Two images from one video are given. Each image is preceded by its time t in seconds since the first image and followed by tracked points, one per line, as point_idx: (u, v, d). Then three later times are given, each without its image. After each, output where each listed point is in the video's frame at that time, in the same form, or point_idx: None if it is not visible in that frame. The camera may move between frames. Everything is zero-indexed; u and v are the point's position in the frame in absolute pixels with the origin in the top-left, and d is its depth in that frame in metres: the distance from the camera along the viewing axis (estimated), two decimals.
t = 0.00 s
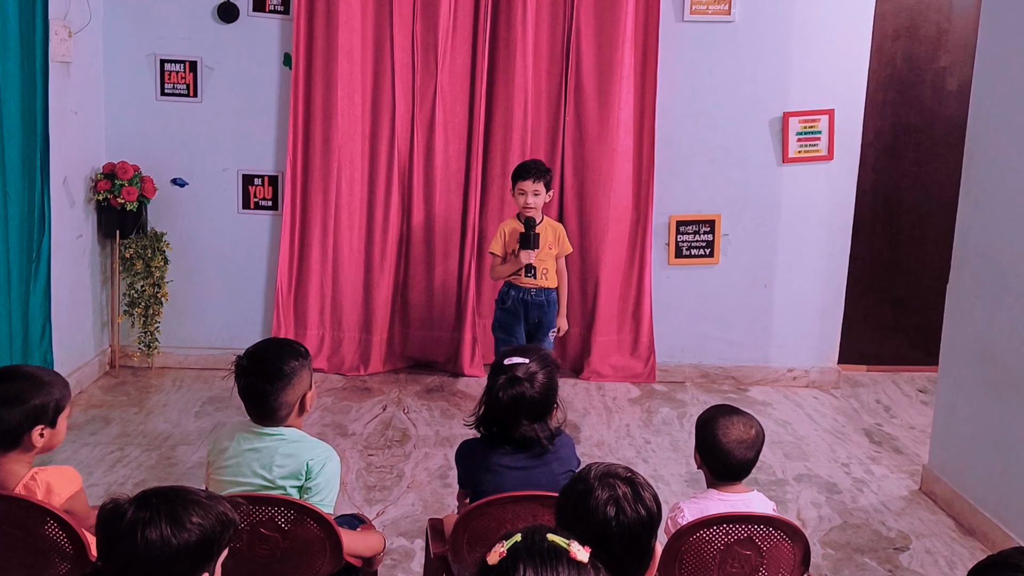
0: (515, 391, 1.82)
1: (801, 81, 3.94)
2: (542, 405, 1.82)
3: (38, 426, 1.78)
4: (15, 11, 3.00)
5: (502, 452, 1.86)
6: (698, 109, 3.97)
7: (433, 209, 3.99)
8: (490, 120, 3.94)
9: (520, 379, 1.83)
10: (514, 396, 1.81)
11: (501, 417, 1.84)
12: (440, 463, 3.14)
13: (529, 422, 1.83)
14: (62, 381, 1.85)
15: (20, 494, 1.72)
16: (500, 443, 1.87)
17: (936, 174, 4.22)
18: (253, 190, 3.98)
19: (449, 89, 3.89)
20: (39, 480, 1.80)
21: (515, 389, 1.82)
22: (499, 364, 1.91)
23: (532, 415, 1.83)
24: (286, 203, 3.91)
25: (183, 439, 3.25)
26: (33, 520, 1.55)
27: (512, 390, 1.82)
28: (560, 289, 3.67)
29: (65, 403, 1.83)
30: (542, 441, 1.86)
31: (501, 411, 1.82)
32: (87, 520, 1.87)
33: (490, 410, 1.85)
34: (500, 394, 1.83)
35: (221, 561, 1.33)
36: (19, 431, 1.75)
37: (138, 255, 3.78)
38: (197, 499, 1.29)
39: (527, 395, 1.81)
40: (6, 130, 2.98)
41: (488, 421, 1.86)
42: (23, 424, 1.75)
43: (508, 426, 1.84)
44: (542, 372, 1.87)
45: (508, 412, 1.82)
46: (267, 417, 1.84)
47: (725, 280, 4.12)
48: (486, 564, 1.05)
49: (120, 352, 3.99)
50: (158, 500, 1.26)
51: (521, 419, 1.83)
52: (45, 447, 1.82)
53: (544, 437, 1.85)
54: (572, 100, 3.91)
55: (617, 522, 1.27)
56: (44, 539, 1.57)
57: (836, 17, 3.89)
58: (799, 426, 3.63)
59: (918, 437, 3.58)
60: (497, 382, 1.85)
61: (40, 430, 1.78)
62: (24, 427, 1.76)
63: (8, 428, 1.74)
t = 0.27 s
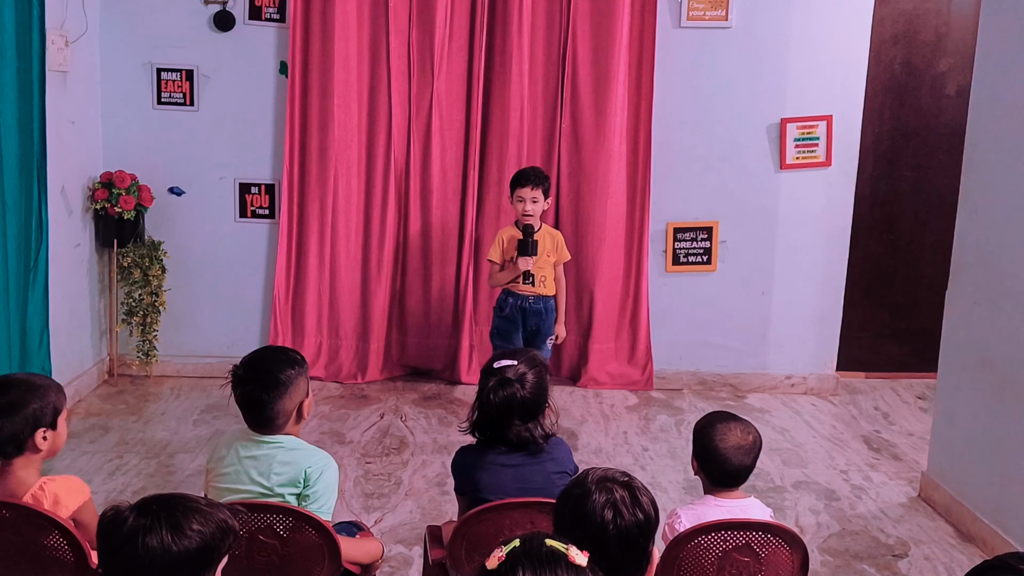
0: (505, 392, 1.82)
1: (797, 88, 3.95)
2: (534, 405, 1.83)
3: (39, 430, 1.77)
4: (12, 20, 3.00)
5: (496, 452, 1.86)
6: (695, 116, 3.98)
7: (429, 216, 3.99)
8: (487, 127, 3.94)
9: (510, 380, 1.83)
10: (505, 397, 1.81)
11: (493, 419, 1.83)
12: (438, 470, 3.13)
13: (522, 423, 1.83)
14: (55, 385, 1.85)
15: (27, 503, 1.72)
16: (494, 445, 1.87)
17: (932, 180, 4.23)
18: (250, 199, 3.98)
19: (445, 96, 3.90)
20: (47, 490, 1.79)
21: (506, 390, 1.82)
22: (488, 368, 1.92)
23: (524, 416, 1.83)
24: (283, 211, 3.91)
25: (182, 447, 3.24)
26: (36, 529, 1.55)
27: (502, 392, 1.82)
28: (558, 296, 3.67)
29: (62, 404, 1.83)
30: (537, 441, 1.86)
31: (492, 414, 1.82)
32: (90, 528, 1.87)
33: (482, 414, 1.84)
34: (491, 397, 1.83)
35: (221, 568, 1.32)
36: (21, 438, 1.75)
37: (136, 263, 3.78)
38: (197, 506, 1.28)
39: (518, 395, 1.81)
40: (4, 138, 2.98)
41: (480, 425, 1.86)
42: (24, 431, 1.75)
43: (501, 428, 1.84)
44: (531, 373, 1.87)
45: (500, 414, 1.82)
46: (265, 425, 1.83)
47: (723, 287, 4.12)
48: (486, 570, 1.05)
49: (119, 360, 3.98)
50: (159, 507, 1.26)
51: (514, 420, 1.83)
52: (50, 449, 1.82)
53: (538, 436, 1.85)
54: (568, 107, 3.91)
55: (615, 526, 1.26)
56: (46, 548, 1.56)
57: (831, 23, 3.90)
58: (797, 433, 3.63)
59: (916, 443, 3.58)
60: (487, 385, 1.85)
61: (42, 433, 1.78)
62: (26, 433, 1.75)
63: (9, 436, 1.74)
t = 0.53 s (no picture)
0: (510, 386, 1.83)
1: (796, 92, 3.96)
2: (537, 400, 1.84)
3: (46, 434, 1.78)
4: (14, 25, 3.02)
5: (496, 447, 1.86)
6: (694, 120, 3.99)
7: (429, 220, 4.00)
8: (487, 131, 3.95)
9: (516, 374, 1.85)
10: (510, 390, 1.83)
11: (497, 414, 1.84)
12: (439, 474, 3.13)
13: (524, 419, 1.85)
14: (59, 389, 1.86)
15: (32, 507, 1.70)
16: (494, 440, 1.87)
17: (932, 184, 4.24)
18: (250, 203, 3.99)
19: (445, 101, 3.91)
20: (53, 495, 1.78)
21: (512, 383, 1.84)
22: (493, 362, 1.93)
23: (527, 412, 1.84)
24: (284, 216, 3.92)
25: (184, 451, 3.25)
26: (39, 532, 1.55)
27: (507, 386, 1.84)
28: (558, 300, 3.67)
29: (68, 408, 1.84)
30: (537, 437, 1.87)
31: (496, 408, 1.84)
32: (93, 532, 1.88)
33: (486, 408, 1.86)
34: (495, 390, 1.84)
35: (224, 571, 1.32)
36: (29, 441, 1.75)
37: (137, 268, 3.79)
38: (200, 509, 1.29)
39: (522, 390, 1.83)
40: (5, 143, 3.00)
41: (482, 419, 1.87)
42: (32, 434, 1.76)
43: (504, 423, 1.85)
44: (536, 369, 1.89)
45: (504, 408, 1.83)
46: (265, 429, 1.83)
47: (723, 291, 4.12)
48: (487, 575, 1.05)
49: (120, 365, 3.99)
50: (161, 510, 1.27)
51: (517, 415, 1.84)
52: (55, 453, 1.82)
53: (538, 434, 1.87)
54: (568, 111, 3.92)
55: (613, 527, 1.26)
56: (50, 551, 1.56)
57: (830, 27, 3.91)
58: (797, 437, 3.63)
59: (917, 447, 3.58)
60: (491, 379, 1.86)
61: (49, 436, 1.78)
62: (34, 436, 1.76)
63: (17, 439, 1.74)
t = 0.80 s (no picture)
0: (515, 390, 1.84)
1: (800, 95, 3.96)
2: (542, 405, 1.85)
3: (49, 437, 1.78)
4: (17, 29, 3.03)
5: (498, 455, 1.86)
6: (697, 123, 3.99)
7: (432, 223, 4.00)
8: (490, 134, 3.95)
9: (521, 379, 1.86)
10: (515, 394, 1.83)
11: (502, 418, 1.84)
12: (442, 477, 3.13)
13: (529, 424, 1.84)
14: (65, 394, 1.86)
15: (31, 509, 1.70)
16: (498, 445, 1.87)
17: (935, 187, 4.23)
18: (254, 207, 4.00)
19: (448, 104, 3.91)
20: (53, 498, 1.78)
21: (517, 387, 1.84)
22: (497, 368, 1.94)
23: (532, 416, 1.84)
24: (287, 219, 3.93)
25: (187, 454, 3.25)
26: (42, 535, 1.56)
27: (513, 389, 1.84)
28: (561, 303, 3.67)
29: (72, 413, 1.84)
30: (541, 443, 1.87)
31: (501, 411, 1.83)
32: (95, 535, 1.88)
33: (490, 412, 1.85)
34: (500, 394, 1.84)
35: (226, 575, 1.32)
36: (31, 444, 1.76)
37: (141, 271, 3.80)
38: (204, 513, 1.29)
39: (527, 394, 1.83)
40: (9, 147, 3.00)
41: (486, 423, 1.87)
42: (35, 437, 1.76)
43: (508, 427, 1.84)
44: (540, 375, 1.90)
45: (509, 412, 1.83)
46: (269, 432, 1.83)
47: (726, 294, 4.12)
48: None
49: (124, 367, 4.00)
50: (165, 513, 1.26)
51: (522, 420, 1.84)
52: (57, 457, 1.82)
53: (541, 439, 1.86)
54: (571, 114, 3.93)
55: (616, 533, 1.25)
56: (53, 553, 1.57)
57: (833, 31, 3.91)
58: (800, 441, 3.62)
59: (920, 451, 3.57)
60: (497, 383, 1.87)
61: (51, 441, 1.79)
62: (36, 439, 1.76)
63: (19, 442, 1.75)
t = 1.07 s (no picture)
0: (526, 396, 1.82)
1: (804, 97, 3.95)
2: (550, 412, 1.83)
3: (54, 443, 1.79)
4: (22, 34, 3.04)
5: (504, 463, 1.84)
6: (701, 125, 3.99)
7: (436, 226, 4.00)
8: (493, 137, 3.96)
9: (531, 385, 1.83)
10: (526, 400, 1.81)
11: (510, 424, 1.81)
12: (447, 480, 3.13)
13: (537, 431, 1.82)
14: (72, 399, 1.87)
15: (35, 513, 1.70)
16: (504, 451, 1.84)
17: (940, 188, 4.22)
18: (258, 211, 4.01)
19: (451, 107, 3.92)
20: (59, 502, 1.78)
21: (527, 394, 1.82)
22: (506, 372, 1.91)
23: (540, 424, 1.82)
24: (291, 223, 3.93)
25: (192, 458, 3.26)
26: (48, 537, 1.56)
27: (523, 395, 1.82)
28: (565, 305, 3.67)
29: (78, 418, 1.85)
30: (544, 451, 1.84)
31: (511, 418, 1.81)
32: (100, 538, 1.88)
33: (499, 418, 1.82)
34: (511, 400, 1.82)
35: None
36: (36, 449, 1.76)
37: (146, 276, 3.81)
38: (206, 515, 1.29)
39: (538, 401, 1.81)
40: (14, 153, 3.02)
41: (493, 429, 1.83)
42: (40, 442, 1.77)
43: (516, 434, 1.82)
44: (549, 383, 1.88)
45: (518, 418, 1.80)
46: (274, 435, 1.84)
47: (730, 296, 4.11)
48: None
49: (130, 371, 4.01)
50: (167, 516, 1.27)
51: (530, 428, 1.82)
52: (62, 462, 1.83)
53: (546, 447, 1.84)
54: (574, 117, 3.93)
55: (618, 530, 1.25)
56: (59, 556, 1.57)
57: (837, 32, 3.91)
58: (805, 443, 3.61)
59: (926, 452, 3.56)
60: (506, 388, 1.84)
61: (56, 446, 1.79)
62: (41, 445, 1.77)
63: (25, 447, 1.75)
